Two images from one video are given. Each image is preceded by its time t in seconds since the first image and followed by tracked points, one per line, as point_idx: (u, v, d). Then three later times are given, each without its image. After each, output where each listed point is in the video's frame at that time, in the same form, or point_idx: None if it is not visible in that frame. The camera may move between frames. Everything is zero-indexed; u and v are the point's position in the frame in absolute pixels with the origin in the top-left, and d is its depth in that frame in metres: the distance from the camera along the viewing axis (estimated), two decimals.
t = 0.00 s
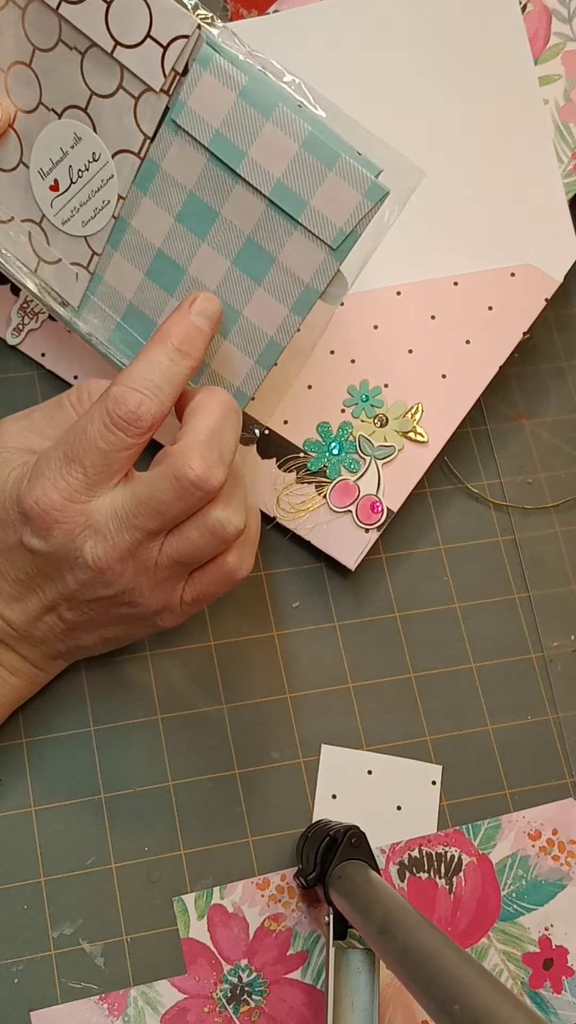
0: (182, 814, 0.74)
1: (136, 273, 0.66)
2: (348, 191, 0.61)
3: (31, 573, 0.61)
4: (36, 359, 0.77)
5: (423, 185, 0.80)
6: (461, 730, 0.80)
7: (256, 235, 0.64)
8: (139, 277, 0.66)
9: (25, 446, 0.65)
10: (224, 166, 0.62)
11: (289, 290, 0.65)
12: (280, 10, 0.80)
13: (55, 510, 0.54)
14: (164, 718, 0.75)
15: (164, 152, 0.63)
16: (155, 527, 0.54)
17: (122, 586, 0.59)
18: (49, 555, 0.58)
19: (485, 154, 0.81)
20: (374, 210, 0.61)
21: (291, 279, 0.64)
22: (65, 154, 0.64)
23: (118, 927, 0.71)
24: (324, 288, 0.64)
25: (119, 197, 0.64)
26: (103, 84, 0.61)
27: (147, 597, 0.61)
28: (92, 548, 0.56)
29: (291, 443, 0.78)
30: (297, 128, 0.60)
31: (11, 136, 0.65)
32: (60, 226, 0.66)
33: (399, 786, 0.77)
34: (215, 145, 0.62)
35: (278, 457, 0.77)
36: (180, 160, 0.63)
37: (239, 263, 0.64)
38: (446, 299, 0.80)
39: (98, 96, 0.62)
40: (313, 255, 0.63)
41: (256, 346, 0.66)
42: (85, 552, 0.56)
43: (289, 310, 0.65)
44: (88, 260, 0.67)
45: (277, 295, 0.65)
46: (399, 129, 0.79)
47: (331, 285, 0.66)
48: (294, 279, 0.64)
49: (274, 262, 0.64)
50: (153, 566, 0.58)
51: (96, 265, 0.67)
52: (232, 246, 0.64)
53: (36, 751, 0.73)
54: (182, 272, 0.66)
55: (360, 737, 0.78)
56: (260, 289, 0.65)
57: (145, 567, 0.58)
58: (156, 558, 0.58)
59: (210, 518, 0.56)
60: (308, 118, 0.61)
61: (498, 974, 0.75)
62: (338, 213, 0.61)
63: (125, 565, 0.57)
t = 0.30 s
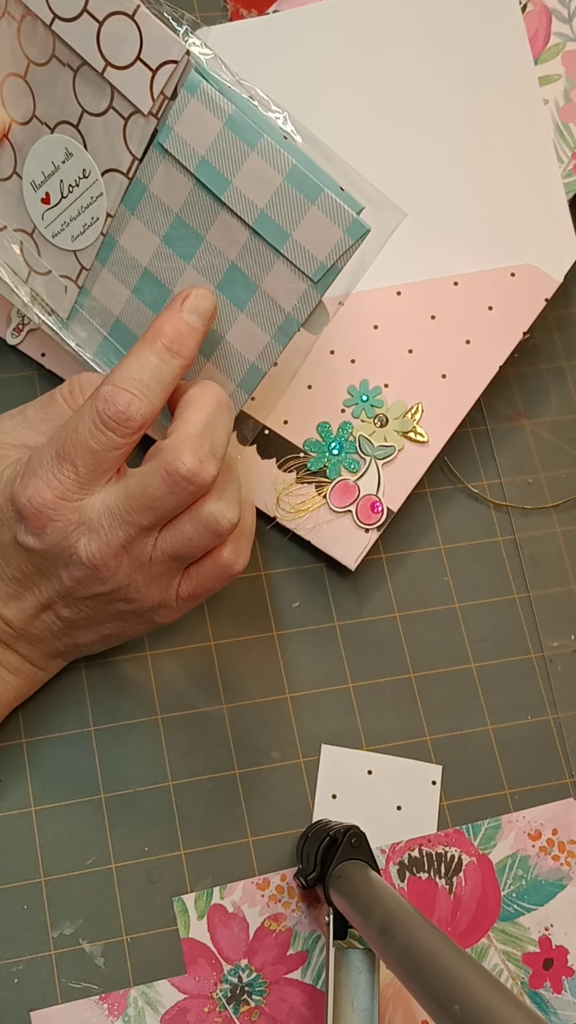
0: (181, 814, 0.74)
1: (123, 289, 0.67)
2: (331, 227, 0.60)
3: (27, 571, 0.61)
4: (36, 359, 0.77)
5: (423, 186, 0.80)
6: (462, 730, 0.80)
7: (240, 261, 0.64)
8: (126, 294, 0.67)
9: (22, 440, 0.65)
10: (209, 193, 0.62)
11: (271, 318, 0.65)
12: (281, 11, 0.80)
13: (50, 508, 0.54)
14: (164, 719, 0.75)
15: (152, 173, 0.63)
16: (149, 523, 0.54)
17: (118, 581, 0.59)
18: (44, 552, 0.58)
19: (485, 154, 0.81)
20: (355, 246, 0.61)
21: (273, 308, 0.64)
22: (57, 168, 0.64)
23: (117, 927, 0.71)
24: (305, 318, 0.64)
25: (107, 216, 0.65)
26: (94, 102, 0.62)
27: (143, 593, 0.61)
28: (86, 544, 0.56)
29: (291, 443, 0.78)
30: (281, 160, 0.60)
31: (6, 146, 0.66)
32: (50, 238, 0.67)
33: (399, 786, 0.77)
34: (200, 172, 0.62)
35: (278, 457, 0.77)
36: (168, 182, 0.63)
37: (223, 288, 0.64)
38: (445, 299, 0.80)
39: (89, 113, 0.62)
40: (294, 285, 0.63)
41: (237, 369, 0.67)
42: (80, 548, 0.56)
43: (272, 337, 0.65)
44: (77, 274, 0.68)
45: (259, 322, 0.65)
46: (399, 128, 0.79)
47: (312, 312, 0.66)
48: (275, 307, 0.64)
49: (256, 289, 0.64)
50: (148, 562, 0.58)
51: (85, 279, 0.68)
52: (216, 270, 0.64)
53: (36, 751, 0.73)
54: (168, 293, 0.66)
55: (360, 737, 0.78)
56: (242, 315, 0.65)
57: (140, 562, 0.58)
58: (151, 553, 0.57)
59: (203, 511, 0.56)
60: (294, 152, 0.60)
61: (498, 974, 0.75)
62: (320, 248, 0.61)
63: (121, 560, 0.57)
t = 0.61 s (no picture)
0: (181, 814, 0.74)
1: (100, 321, 0.68)
2: (305, 294, 0.60)
3: (35, 563, 0.61)
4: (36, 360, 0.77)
5: (422, 185, 0.80)
6: (462, 730, 0.80)
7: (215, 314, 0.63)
8: (103, 326, 0.68)
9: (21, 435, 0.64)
10: (187, 247, 0.62)
11: (243, 370, 0.65)
12: (281, 10, 0.80)
13: (66, 494, 0.55)
14: (164, 718, 0.75)
15: (133, 219, 0.63)
16: (163, 513, 0.54)
17: (127, 573, 0.59)
18: (55, 541, 0.58)
19: (485, 154, 0.81)
20: (328, 314, 0.61)
21: (245, 360, 0.64)
22: (42, 200, 0.66)
23: (117, 927, 0.71)
24: (276, 374, 0.64)
25: (88, 253, 0.66)
26: (81, 144, 0.62)
27: (150, 588, 0.61)
28: (100, 534, 0.56)
29: (291, 443, 0.78)
30: (260, 225, 0.60)
31: None
32: (33, 265, 0.69)
33: (399, 786, 0.77)
34: (180, 226, 0.62)
35: (278, 457, 0.77)
36: (148, 231, 0.63)
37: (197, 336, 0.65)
38: (445, 299, 0.80)
39: (75, 154, 0.63)
40: (267, 342, 0.63)
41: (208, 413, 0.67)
42: (93, 537, 0.56)
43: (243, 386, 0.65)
44: (57, 301, 0.70)
45: (232, 370, 0.65)
46: (399, 128, 0.79)
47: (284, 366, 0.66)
48: (247, 361, 0.64)
49: (229, 341, 0.64)
50: (157, 555, 0.58)
51: (64, 306, 0.70)
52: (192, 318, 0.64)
53: (37, 750, 0.73)
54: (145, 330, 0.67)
55: (360, 736, 0.78)
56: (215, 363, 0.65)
57: (149, 556, 0.58)
58: (162, 546, 0.57)
59: (216, 505, 0.55)
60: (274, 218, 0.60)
61: (498, 974, 0.75)
62: (292, 311, 0.61)
63: (132, 550, 0.57)
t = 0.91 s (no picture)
0: (181, 814, 0.74)
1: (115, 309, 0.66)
2: (333, 269, 0.59)
3: (30, 539, 0.62)
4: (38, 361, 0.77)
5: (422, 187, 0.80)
6: (462, 730, 0.80)
7: (240, 292, 0.62)
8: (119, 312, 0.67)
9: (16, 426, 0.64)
10: (211, 227, 0.61)
11: (268, 348, 0.64)
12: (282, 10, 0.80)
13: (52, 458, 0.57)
14: (164, 718, 0.75)
15: (152, 201, 0.62)
16: (152, 468, 0.57)
17: (120, 538, 0.61)
18: (48, 510, 0.60)
19: (485, 155, 0.81)
20: (356, 289, 0.60)
21: (271, 337, 0.63)
22: (54, 187, 0.64)
23: (117, 927, 0.71)
24: (302, 352, 0.63)
25: (103, 239, 0.64)
26: (96, 130, 0.61)
27: (146, 553, 0.63)
28: (91, 495, 0.59)
29: (291, 443, 0.78)
30: (287, 202, 0.59)
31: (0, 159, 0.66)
32: (45, 255, 0.67)
33: (399, 786, 0.77)
34: (202, 205, 0.61)
35: (278, 457, 0.77)
36: (169, 212, 0.62)
37: (221, 316, 0.63)
38: (445, 299, 0.80)
39: (89, 139, 0.62)
40: (293, 319, 0.62)
41: (231, 393, 0.66)
42: (85, 499, 0.59)
43: (267, 364, 0.64)
44: (70, 290, 0.68)
45: (256, 349, 0.64)
46: (400, 130, 0.79)
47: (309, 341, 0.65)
48: (272, 339, 0.63)
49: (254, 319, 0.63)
50: (151, 515, 0.61)
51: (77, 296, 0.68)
52: (215, 298, 0.63)
53: (37, 750, 0.73)
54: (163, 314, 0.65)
55: (360, 736, 0.78)
56: (238, 343, 0.64)
57: (142, 515, 0.60)
58: (154, 505, 0.60)
59: (204, 458, 0.59)
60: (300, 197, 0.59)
61: (498, 974, 0.75)
62: (320, 287, 0.60)
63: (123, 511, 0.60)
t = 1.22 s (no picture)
0: (181, 814, 0.74)
1: (155, 188, 0.66)
2: (375, 78, 0.60)
3: (24, 538, 0.62)
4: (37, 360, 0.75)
5: (423, 187, 0.80)
6: (462, 730, 0.80)
7: (280, 134, 0.63)
8: (159, 192, 0.66)
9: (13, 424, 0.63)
10: (245, 65, 0.62)
11: (316, 187, 0.63)
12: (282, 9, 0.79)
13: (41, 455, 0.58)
14: (164, 718, 0.75)
15: (182, 55, 0.63)
16: (142, 455, 0.58)
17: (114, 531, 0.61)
18: (41, 508, 0.60)
19: (486, 156, 0.81)
20: (403, 97, 0.60)
21: (318, 178, 0.63)
22: (78, 71, 0.63)
23: (118, 927, 0.71)
24: (353, 185, 0.63)
25: (135, 111, 0.64)
26: None
27: (140, 543, 0.63)
28: (82, 491, 0.59)
29: (291, 443, 0.78)
30: (318, 19, 0.60)
31: (20, 61, 0.64)
32: (74, 146, 0.65)
33: (399, 786, 0.77)
34: (234, 44, 0.61)
35: (278, 457, 0.77)
36: (200, 65, 0.62)
37: (263, 167, 0.63)
38: (445, 299, 0.80)
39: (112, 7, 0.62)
40: (340, 148, 0.62)
41: (284, 249, 0.65)
42: (77, 495, 0.59)
43: (317, 210, 0.64)
44: (103, 181, 0.66)
45: (304, 195, 0.64)
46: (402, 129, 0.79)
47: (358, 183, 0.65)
48: (321, 177, 0.63)
49: (300, 160, 0.63)
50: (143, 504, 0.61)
51: (112, 185, 0.66)
52: (257, 146, 0.63)
53: (37, 750, 0.73)
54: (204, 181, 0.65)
55: (360, 736, 0.78)
56: (286, 192, 0.64)
57: (135, 504, 0.60)
58: (147, 493, 0.60)
59: (191, 439, 0.60)
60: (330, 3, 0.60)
61: (498, 974, 0.75)
62: (365, 101, 0.60)
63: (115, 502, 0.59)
